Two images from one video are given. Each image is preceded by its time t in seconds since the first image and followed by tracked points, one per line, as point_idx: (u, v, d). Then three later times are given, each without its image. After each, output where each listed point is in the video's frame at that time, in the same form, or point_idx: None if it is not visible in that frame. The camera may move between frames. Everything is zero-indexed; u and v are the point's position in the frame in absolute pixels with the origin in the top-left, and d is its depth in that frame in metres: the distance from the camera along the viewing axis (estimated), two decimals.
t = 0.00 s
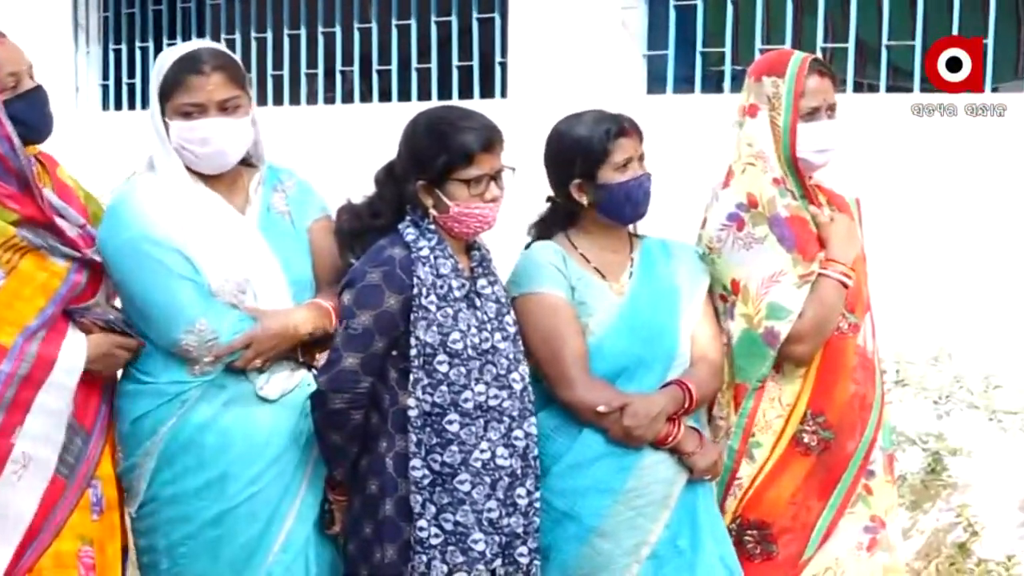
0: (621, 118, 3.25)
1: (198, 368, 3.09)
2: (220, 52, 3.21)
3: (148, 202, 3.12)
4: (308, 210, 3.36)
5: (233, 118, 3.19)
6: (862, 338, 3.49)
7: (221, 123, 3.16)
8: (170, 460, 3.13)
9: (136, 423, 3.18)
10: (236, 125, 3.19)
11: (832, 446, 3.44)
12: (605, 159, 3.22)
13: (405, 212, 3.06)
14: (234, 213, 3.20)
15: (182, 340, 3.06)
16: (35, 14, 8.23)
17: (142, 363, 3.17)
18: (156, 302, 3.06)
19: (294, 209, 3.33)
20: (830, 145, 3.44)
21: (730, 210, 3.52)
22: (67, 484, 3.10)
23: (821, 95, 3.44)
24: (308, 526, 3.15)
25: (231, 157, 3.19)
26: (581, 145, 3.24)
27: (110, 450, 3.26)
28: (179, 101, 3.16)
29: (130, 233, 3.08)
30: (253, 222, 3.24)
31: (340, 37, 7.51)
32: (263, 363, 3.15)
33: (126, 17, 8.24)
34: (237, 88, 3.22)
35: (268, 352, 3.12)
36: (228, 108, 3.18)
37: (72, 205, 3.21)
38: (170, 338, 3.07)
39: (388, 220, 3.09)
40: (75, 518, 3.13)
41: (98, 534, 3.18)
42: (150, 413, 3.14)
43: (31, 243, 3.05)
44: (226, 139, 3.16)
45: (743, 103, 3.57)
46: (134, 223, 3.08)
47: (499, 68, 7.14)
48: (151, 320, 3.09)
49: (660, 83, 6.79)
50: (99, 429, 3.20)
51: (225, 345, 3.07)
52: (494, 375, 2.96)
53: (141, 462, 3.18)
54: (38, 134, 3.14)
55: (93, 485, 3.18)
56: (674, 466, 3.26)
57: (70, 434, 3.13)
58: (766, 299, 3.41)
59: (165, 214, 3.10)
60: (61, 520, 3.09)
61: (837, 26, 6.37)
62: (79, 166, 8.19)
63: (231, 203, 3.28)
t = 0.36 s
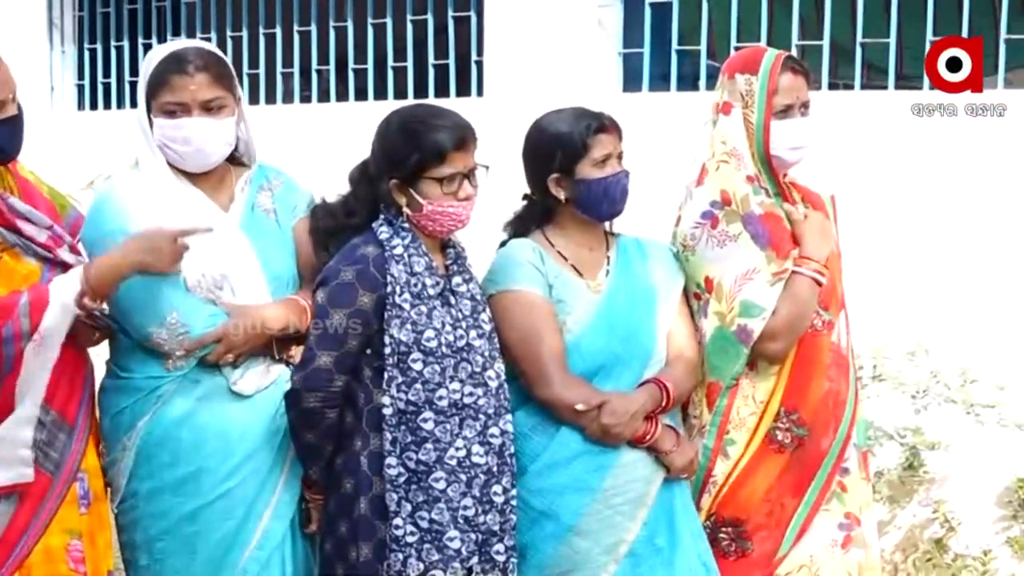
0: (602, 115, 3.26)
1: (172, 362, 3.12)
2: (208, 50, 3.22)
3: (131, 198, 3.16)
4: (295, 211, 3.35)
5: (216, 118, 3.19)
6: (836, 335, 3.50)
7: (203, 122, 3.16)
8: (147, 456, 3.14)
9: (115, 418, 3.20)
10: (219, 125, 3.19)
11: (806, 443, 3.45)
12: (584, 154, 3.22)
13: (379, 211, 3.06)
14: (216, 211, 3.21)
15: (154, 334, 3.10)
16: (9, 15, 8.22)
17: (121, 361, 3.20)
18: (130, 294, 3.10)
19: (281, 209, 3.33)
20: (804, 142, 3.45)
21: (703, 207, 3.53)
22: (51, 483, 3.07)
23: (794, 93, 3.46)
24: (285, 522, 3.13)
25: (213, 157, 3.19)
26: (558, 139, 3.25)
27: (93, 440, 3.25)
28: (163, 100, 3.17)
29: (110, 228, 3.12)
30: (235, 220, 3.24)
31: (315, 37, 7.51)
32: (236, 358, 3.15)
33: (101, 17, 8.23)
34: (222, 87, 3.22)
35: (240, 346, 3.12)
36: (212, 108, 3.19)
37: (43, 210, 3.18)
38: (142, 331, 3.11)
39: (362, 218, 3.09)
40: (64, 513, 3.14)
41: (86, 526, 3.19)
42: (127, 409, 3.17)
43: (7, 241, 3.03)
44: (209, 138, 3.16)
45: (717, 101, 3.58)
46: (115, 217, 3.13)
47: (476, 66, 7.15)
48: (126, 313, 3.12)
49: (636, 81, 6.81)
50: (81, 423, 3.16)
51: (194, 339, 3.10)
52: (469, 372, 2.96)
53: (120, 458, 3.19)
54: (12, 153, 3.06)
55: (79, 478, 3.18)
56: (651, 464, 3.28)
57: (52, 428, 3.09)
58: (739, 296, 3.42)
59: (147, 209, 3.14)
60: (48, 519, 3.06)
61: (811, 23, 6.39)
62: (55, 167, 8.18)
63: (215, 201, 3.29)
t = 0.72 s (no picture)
0: (599, 114, 3.24)
1: (159, 353, 3.17)
2: (219, 50, 3.28)
3: (136, 191, 3.24)
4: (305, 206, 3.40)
5: (212, 117, 3.24)
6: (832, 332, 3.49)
7: (199, 119, 3.22)
8: (138, 447, 3.21)
9: (112, 408, 3.28)
10: (214, 123, 3.24)
11: (802, 440, 3.43)
12: (576, 152, 3.21)
13: (371, 209, 3.04)
14: (221, 207, 3.29)
15: (143, 323, 3.16)
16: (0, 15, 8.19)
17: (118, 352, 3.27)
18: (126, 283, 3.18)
19: (291, 207, 3.37)
20: (799, 139, 3.43)
21: (698, 204, 3.52)
22: (57, 483, 2.93)
23: (789, 89, 3.44)
24: (272, 519, 3.17)
25: (205, 152, 3.24)
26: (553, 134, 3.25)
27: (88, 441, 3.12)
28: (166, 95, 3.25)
29: (110, 219, 3.21)
30: (240, 217, 3.29)
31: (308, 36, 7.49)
32: (223, 351, 3.17)
33: (93, 17, 8.20)
34: (227, 84, 3.28)
35: (223, 340, 3.13)
36: (209, 106, 3.24)
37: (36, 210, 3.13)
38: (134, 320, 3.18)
39: (355, 216, 3.07)
40: (68, 515, 2.97)
41: (87, 528, 3.05)
42: (122, 398, 3.25)
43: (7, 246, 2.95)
44: (204, 134, 3.22)
45: (712, 97, 3.57)
46: (115, 209, 3.21)
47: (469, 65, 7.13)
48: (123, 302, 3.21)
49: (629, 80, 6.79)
50: (81, 424, 3.02)
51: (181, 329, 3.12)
52: (461, 372, 2.95)
53: (116, 447, 3.27)
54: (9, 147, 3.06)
55: (80, 480, 3.03)
56: (642, 464, 3.26)
57: (53, 429, 2.93)
58: (735, 294, 3.41)
59: (149, 203, 3.21)
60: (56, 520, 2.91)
61: (803, 21, 6.38)
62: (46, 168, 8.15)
63: (223, 195, 3.36)
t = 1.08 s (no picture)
0: (611, 116, 3.20)
1: (172, 351, 3.19)
2: (254, 50, 3.28)
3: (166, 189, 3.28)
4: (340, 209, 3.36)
5: (251, 118, 3.26)
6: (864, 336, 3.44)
7: (236, 120, 3.23)
8: (151, 445, 3.26)
9: (133, 405, 3.33)
10: (253, 124, 3.25)
11: (833, 446, 3.38)
12: (582, 157, 3.19)
13: (392, 211, 3.00)
14: (248, 208, 3.28)
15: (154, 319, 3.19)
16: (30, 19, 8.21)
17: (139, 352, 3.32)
18: (146, 278, 3.23)
19: (321, 211, 3.33)
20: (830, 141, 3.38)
21: (729, 204, 3.46)
22: (63, 489, 3.01)
23: (819, 89, 3.39)
24: (277, 524, 3.17)
25: (242, 155, 3.26)
26: (569, 138, 3.24)
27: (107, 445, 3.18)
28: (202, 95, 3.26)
29: (137, 215, 3.25)
30: (267, 218, 3.27)
31: (334, 39, 7.48)
32: (232, 353, 3.18)
33: (121, 20, 8.21)
34: (262, 84, 3.28)
35: (230, 341, 3.12)
36: (246, 107, 3.26)
37: (56, 219, 3.10)
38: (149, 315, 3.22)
39: (375, 219, 3.04)
40: (76, 521, 3.04)
41: (98, 535, 3.12)
42: (140, 395, 3.30)
43: (19, 249, 2.94)
44: (239, 134, 3.23)
45: (741, 97, 3.52)
46: (143, 205, 3.25)
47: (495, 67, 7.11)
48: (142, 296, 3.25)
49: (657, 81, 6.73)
50: (94, 429, 3.08)
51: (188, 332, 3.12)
52: (483, 377, 2.91)
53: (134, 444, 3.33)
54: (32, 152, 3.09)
55: (92, 487, 3.09)
56: (662, 471, 3.20)
57: (62, 434, 3.02)
58: (764, 297, 3.36)
59: (177, 202, 3.24)
60: (60, 525, 3.00)
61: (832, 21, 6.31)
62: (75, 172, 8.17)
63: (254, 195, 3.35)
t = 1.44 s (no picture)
0: (673, 112, 3.13)
1: (246, 352, 3.18)
2: (327, 44, 3.30)
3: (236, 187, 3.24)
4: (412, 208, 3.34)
5: (335, 106, 3.25)
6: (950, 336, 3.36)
7: (322, 108, 3.22)
8: (224, 445, 3.25)
9: (205, 405, 3.32)
10: (338, 112, 3.25)
11: (918, 449, 3.30)
12: (646, 154, 3.16)
13: (461, 208, 2.97)
14: (318, 205, 3.27)
15: (230, 319, 3.16)
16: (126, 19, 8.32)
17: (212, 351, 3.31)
18: (219, 278, 3.19)
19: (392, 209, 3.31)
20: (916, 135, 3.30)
21: (810, 201, 3.41)
22: (140, 485, 3.01)
23: (906, 82, 3.32)
24: (352, 523, 3.16)
25: (332, 147, 3.24)
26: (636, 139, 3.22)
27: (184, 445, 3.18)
28: (285, 88, 3.25)
29: (208, 214, 3.22)
30: (337, 217, 3.26)
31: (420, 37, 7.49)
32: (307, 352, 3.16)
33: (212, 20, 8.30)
34: (338, 75, 3.29)
35: (306, 340, 3.10)
36: (330, 95, 3.26)
37: (131, 214, 3.14)
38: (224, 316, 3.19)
39: (444, 217, 3.01)
40: (152, 517, 3.04)
41: (173, 531, 3.10)
42: (212, 396, 3.29)
43: (89, 245, 2.98)
44: (329, 124, 3.22)
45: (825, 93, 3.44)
46: (213, 204, 3.22)
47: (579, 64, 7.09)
48: (216, 297, 3.21)
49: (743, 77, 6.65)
50: (170, 427, 3.08)
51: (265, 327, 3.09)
52: (552, 378, 2.87)
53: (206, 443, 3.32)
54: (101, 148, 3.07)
55: (168, 483, 3.08)
56: (732, 474, 3.14)
57: (139, 430, 3.03)
58: (848, 295, 3.29)
59: (247, 201, 3.21)
60: (135, 523, 3.00)
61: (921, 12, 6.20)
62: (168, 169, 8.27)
63: (323, 194, 3.34)
